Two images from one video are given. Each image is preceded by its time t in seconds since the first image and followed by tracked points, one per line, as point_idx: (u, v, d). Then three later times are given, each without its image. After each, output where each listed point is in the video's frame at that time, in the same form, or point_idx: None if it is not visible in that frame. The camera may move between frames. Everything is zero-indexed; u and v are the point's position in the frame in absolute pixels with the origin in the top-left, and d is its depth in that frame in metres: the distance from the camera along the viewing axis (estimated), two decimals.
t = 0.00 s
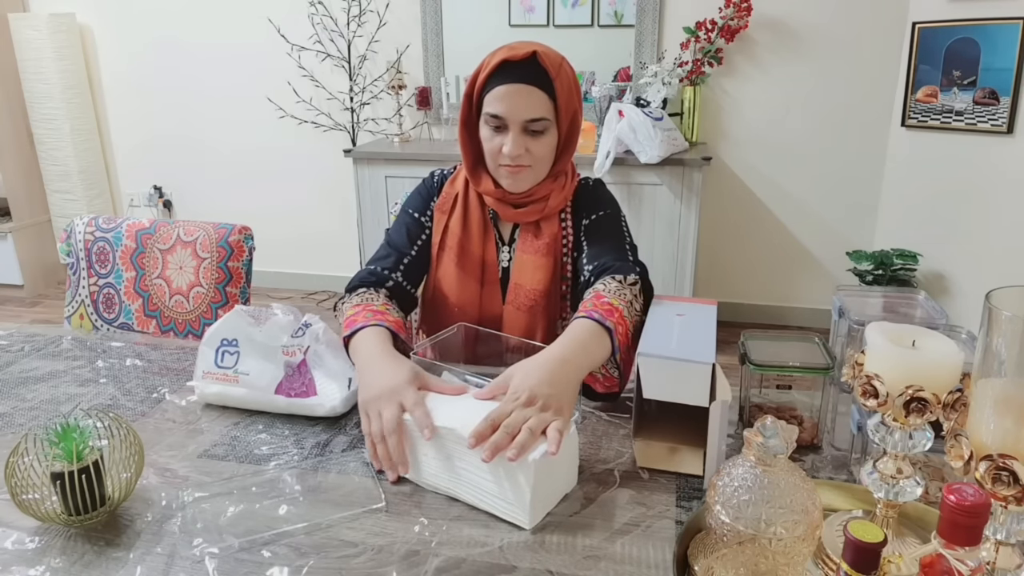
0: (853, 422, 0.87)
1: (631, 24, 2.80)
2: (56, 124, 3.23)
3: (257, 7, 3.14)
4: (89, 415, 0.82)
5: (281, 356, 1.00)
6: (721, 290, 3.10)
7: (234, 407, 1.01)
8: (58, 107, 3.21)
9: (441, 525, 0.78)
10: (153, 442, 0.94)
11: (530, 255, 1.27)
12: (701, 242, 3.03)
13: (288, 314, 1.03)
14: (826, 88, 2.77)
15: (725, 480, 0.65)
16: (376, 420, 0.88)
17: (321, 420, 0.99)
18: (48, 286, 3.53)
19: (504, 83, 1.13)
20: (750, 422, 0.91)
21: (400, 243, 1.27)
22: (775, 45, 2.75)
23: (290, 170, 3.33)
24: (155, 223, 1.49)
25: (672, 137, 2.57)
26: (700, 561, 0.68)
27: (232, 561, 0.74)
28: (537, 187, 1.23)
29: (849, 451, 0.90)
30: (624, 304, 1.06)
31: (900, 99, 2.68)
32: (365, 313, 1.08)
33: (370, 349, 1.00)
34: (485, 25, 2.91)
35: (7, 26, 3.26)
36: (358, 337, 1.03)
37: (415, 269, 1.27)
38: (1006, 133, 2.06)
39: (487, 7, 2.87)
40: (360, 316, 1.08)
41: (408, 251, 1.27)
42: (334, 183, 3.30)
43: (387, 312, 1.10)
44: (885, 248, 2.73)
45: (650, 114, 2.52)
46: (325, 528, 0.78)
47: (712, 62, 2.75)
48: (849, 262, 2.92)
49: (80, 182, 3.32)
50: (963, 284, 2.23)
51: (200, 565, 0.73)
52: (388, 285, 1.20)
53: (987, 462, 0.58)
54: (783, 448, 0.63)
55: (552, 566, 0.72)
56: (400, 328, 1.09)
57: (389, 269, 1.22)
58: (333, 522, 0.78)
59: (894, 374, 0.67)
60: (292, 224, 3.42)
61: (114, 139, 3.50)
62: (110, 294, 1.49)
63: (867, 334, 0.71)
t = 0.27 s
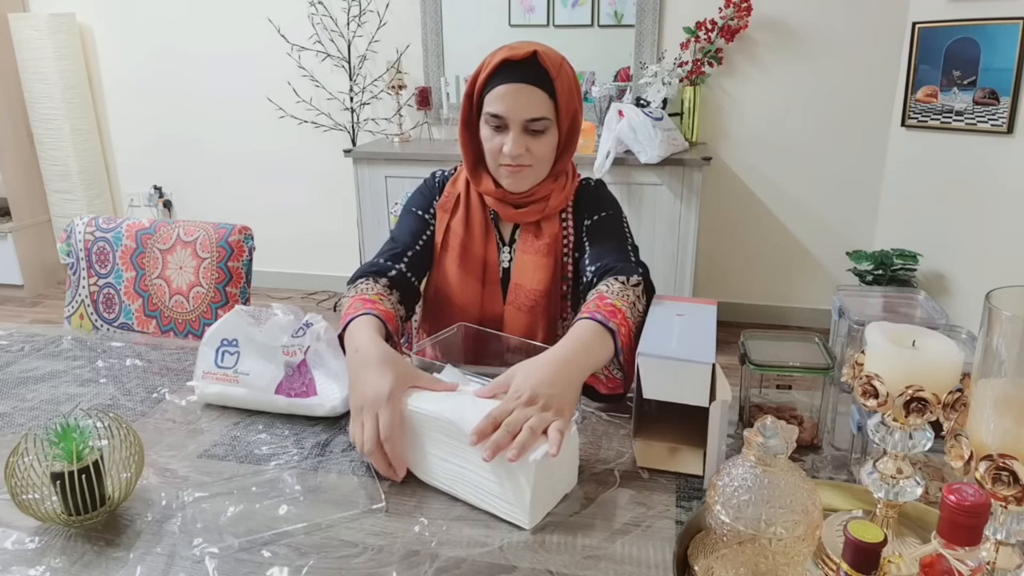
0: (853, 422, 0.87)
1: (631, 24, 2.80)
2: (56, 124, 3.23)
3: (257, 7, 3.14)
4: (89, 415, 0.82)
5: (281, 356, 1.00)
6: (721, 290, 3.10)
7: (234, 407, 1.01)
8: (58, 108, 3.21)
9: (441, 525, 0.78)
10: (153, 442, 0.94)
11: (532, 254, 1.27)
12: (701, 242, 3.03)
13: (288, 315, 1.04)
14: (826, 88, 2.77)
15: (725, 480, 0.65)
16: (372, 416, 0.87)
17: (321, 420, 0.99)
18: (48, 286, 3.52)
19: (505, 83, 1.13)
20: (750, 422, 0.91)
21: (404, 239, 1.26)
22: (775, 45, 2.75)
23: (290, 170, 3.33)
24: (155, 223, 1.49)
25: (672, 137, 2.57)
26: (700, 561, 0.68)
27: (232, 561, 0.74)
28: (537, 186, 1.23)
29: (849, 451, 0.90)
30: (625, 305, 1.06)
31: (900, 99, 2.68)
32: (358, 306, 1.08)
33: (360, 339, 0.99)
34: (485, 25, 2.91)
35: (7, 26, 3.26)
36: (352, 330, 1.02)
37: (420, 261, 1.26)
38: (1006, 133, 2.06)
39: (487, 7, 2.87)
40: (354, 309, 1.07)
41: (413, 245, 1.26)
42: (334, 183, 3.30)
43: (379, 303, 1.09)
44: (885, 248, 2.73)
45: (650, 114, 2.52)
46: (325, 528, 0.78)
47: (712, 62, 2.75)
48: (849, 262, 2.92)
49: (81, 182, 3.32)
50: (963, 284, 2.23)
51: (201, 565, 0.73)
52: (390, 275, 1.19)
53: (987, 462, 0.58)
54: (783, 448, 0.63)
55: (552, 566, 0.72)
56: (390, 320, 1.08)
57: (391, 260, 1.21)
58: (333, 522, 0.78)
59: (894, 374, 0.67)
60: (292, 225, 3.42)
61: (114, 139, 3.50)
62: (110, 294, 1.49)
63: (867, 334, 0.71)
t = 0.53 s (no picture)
0: (853, 422, 0.87)
1: (631, 24, 2.80)
2: (56, 124, 3.23)
3: (257, 7, 3.14)
4: (89, 415, 0.82)
5: (281, 356, 1.00)
6: (721, 290, 3.10)
7: (234, 407, 1.01)
8: (58, 107, 3.21)
9: (441, 525, 0.78)
10: (153, 442, 0.94)
11: (533, 257, 1.27)
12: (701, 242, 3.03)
13: (289, 314, 1.03)
14: (826, 88, 2.77)
15: (725, 480, 0.65)
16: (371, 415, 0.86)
17: (321, 420, 0.99)
18: (48, 286, 3.52)
19: (504, 84, 1.13)
20: (750, 422, 0.91)
21: (407, 240, 1.25)
22: (775, 45, 2.75)
23: (290, 170, 3.33)
24: (155, 223, 1.49)
25: (672, 137, 2.57)
26: (700, 561, 0.68)
27: (232, 561, 0.74)
28: (538, 188, 1.23)
29: (849, 451, 0.90)
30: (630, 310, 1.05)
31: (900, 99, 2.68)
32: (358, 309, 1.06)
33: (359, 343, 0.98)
34: (484, 25, 2.91)
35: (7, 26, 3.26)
36: (350, 335, 0.99)
37: (423, 262, 1.25)
38: (1005, 133, 2.06)
39: (487, 7, 2.87)
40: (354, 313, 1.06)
41: (416, 246, 1.25)
42: (334, 183, 3.30)
43: (378, 307, 1.08)
44: (885, 248, 2.73)
45: (650, 114, 2.52)
46: (325, 528, 0.78)
47: (712, 62, 2.75)
48: (849, 262, 2.92)
49: (80, 182, 3.32)
50: (963, 284, 2.23)
51: (201, 565, 0.73)
52: (394, 274, 1.18)
53: (987, 462, 0.58)
54: (783, 448, 0.63)
55: (553, 566, 0.72)
56: (389, 326, 1.07)
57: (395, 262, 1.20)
58: (333, 522, 0.78)
59: (894, 374, 0.67)
60: (292, 224, 3.42)
61: (114, 139, 3.50)
62: (110, 294, 1.49)
63: (867, 334, 0.71)
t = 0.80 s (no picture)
0: (853, 422, 0.87)
1: (631, 24, 2.80)
2: (56, 124, 3.23)
3: (257, 7, 3.14)
4: (89, 415, 0.82)
5: (282, 355, 1.00)
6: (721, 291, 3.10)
7: (234, 407, 1.01)
8: (58, 108, 3.21)
9: (441, 525, 0.78)
10: (153, 442, 0.94)
11: (532, 257, 1.27)
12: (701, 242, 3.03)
13: (290, 313, 1.04)
14: (826, 88, 2.77)
15: (726, 480, 0.65)
16: (371, 360, 0.85)
17: (321, 420, 0.99)
18: (48, 286, 3.52)
19: (504, 85, 1.13)
20: (750, 422, 0.91)
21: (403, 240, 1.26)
22: (775, 45, 2.75)
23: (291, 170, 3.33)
24: (155, 223, 1.49)
25: (672, 137, 2.57)
26: (700, 561, 0.68)
27: (232, 561, 0.74)
28: (537, 188, 1.23)
29: (849, 451, 0.90)
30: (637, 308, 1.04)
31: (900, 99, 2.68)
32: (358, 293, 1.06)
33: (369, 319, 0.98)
34: (485, 25, 2.91)
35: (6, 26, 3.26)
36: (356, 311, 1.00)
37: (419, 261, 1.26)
38: (1005, 133, 2.06)
39: (487, 7, 2.87)
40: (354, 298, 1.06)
41: (412, 245, 1.25)
42: (334, 182, 3.30)
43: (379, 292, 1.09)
44: (886, 248, 2.73)
45: (650, 114, 2.52)
46: (324, 529, 0.78)
47: (712, 62, 2.75)
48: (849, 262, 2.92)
49: (80, 182, 3.32)
50: (963, 284, 2.23)
51: (201, 565, 0.73)
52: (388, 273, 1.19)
53: (987, 462, 0.58)
54: (783, 448, 0.63)
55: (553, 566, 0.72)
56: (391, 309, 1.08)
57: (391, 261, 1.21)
58: (333, 522, 0.78)
59: (894, 374, 0.67)
60: (292, 224, 3.42)
61: (114, 139, 3.50)
62: (110, 294, 1.49)
63: (867, 334, 0.71)
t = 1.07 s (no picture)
0: (853, 422, 0.87)
1: (631, 24, 2.80)
2: (56, 124, 3.23)
3: (257, 7, 3.14)
4: (89, 415, 0.82)
5: (282, 355, 1.00)
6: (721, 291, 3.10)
7: (234, 407, 1.01)
8: (58, 108, 3.21)
9: (441, 525, 0.78)
10: (153, 442, 0.94)
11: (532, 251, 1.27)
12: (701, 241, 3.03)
13: (290, 313, 1.03)
14: (826, 88, 2.77)
15: (726, 480, 0.65)
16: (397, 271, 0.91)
17: (321, 420, 0.99)
18: (48, 286, 3.52)
19: (504, 82, 1.13)
20: (749, 422, 0.91)
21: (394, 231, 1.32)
22: (775, 45, 2.75)
23: (291, 170, 3.33)
24: (155, 223, 1.49)
25: (672, 137, 2.57)
26: (699, 560, 0.68)
27: (232, 561, 0.74)
28: (536, 184, 1.23)
29: (849, 451, 0.90)
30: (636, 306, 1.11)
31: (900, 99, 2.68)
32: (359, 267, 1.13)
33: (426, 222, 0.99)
34: (485, 25, 2.91)
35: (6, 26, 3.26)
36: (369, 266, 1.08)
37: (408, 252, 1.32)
38: (1006, 133, 2.06)
39: (487, 7, 2.87)
40: (353, 274, 1.14)
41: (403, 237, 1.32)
42: (334, 182, 3.30)
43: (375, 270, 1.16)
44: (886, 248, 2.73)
45: (651, 114, 2.52)
46: (324, 528, 0.78)
47: (711, 62, 2.75)
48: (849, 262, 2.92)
49: (81, 182, 3.32)
50: (963, 284, 2.23)
51: (201, 565, 0.73)
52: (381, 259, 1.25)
53: (987, 462, 0.58)
54: (783, 448, 0.63)
55: (553, 566, 0.72)
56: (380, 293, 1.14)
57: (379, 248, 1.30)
58: (333, 522, 0.78)
59: (894, 374, 0.67)
60: (292, 224, 3.42)
61: (114, 139, 3.50)
62: (110, 294, 1.49)
63: (867, 334, 0.71)
